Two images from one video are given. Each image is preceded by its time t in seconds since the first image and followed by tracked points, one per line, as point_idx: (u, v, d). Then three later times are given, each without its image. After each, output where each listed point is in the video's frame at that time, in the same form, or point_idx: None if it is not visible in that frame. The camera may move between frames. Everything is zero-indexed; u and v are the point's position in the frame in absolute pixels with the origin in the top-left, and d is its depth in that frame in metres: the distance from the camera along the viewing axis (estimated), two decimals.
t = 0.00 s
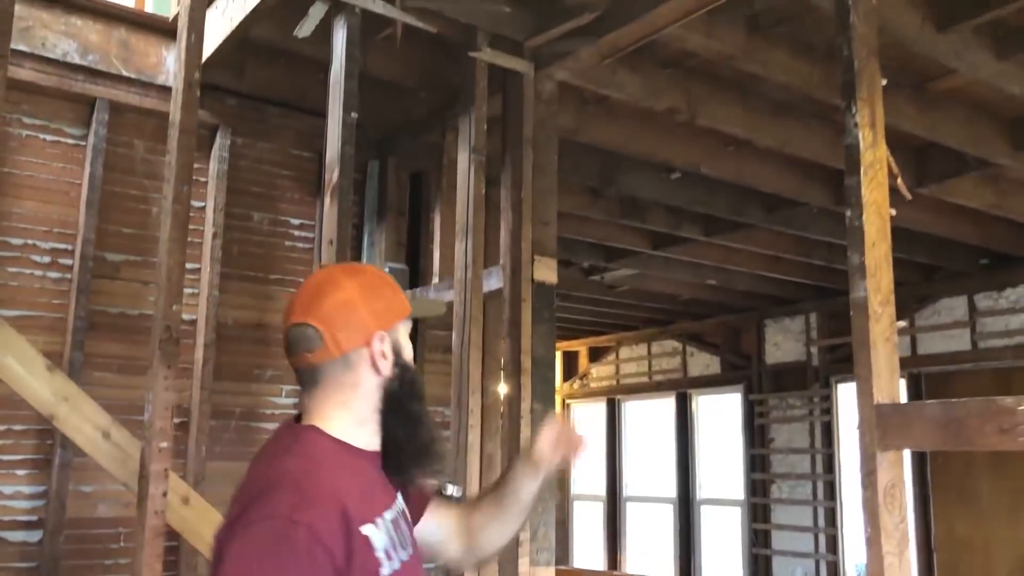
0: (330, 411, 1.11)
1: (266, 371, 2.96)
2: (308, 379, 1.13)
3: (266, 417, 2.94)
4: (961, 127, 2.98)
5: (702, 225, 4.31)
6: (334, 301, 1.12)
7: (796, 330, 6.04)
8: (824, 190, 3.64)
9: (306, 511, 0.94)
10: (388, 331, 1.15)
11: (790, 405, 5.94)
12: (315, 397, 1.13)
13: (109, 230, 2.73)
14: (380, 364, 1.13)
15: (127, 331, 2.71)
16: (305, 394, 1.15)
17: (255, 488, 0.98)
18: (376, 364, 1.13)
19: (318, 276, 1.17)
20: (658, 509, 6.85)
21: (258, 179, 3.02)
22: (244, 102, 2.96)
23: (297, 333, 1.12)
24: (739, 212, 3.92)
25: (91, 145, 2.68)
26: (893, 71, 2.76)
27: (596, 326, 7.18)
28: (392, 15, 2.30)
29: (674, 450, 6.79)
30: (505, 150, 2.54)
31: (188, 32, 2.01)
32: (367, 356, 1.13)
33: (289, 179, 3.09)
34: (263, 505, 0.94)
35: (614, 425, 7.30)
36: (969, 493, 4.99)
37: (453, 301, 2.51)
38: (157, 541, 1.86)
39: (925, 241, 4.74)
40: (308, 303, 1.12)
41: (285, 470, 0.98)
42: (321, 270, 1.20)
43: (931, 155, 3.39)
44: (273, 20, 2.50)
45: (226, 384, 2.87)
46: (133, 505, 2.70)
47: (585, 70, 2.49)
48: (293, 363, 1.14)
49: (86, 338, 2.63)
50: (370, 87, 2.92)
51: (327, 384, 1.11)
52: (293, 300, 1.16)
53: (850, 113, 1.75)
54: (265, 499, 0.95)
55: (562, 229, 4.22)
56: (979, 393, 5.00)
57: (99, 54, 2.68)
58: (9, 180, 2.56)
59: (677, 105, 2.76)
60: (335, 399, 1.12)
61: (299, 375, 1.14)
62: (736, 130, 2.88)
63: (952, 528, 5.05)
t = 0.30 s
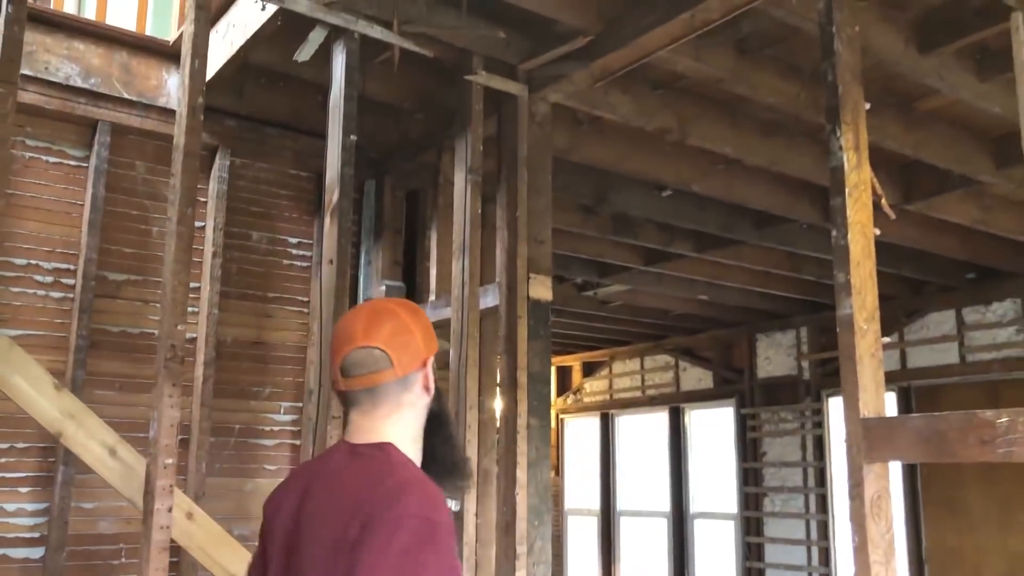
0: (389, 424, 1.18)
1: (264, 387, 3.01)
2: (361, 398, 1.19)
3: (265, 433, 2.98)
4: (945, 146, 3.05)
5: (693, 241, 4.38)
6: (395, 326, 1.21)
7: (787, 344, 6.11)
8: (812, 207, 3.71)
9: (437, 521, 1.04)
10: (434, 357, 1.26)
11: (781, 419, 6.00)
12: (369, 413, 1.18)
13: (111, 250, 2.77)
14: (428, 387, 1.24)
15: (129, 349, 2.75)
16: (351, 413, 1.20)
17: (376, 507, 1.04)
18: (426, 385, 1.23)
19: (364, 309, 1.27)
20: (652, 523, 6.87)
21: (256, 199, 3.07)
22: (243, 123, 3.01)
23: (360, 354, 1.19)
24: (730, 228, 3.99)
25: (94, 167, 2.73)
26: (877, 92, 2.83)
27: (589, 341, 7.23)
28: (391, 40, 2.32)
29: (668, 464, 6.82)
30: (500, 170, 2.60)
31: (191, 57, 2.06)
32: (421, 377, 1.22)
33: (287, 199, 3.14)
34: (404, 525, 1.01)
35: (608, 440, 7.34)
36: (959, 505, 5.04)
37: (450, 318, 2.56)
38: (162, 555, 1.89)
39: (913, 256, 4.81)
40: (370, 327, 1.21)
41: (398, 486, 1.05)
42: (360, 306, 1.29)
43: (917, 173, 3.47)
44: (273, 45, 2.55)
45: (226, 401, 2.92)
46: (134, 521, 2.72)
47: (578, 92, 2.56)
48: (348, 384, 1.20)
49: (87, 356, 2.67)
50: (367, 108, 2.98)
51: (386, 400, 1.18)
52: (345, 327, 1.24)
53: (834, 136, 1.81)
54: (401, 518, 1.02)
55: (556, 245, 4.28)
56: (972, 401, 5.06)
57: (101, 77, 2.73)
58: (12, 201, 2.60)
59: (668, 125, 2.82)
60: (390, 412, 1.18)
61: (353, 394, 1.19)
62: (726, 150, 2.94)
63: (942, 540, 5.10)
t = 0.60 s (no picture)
0: (420, 402, 1.27)
1: (265, 379, 3.08)
2: (392, 380, 1.27)
3: (265, 424, 3.05)
4: (928, 144, 3.14)
5: (682, 236, 4.47)
6: (424, 312, 1.31)
7: (774, 337, 6.22)
8: (799, 203, 3.80)
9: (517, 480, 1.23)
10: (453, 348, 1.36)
11: (769, 410, 6.11)
12: (401, 393, 1.27)
13: (114, 244, 2.83)
14: (449, 374, 1.33)
15: (132, 341, 2.82)
16: (383, 395, 1.28)
17: (457, 481, 1.18)
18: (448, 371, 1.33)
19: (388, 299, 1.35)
20: (641, 512, 6.99)
21: (256, 195, 3.14)
22: (243, 120, 3.06)
23: (393, 338, 1.27)
24: (718, 223, 4.08)
25: (97, 163, 2.79)
26: (862, 92, 2.91)
27: (580, 334, 7.32)
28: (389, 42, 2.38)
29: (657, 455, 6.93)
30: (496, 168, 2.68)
31: (197, 59, 2.13)
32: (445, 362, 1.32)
33: (285, 194, 3.21)
34: (489, 493, 1.17)
35: (597, 431, 7.44)
36: (941, 493, 5.16)
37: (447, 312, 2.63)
38: (172, 540, 1.97)
39: (898, 250, 4.92)
40: (402, 314, 1.30)
41: (475, 462, 1.20)
42: (381, 297, 1.37)
43: (900, 170, 3.56)
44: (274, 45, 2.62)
45: (227, 392, 2.99)
46: (138, 509, 2.79)
47: (571, 91, 2.63)
48: (381, 367, 1.27)
49: (93, 349, 2.73)
50: (365, 106, 3.05)
51: (417, 382, 1.27)
52: (374, 315, 1.31)
53: (818, 138, 1.89)
54: (483, 489, 1.18)
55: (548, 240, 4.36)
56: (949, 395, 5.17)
57: (104, 75, 2.78)
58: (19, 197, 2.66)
59: (659, 124, 2.90)
60: (420, 392, 1.28)
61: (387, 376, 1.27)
62: (715, 147, 3.03)
63: (925, 528, 5.23)
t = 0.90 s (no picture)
0: (453, 388, 1.46)
1: (266, 353, 3.15)
2: (427, 365, 1.45)
3: (266, 396, 3.13)
4: (914, 121, 3.20)
5: (673, 212, 4.55)
6: (448, 306, 1.50)
7: (763, 310, 6.33)
8: (787, 179, 3.88)
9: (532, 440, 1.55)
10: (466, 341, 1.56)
11: (757, 381, 6.23)
12: (437, 375, 1.45)
13: (117, 221, 2.89)
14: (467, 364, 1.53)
15: (137, 316, 2.89)
16: (419, 379, 1.45)
17: (522, 445, 1.44)
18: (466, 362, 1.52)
19: (406, 295, 1.53)
20: (633, 483, 7.13)
21: (255, 172, 3.20)
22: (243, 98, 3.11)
23: (437, 329, 1.46)
24: (708, 199, 4.15)
25: (100, 142, 2.83)
26: (850, 71, 2.98)
27: (572, 308, 7.42)
28: (386, 22, 2.45)
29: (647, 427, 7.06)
30: (491, 147, 2.74)
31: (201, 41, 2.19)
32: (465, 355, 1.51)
33: (284, 171, 3.26)
34: (540, 452, 1.47)
35: (589, 403, 7.56)
36: (925, 462, 5.30)
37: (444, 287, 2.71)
38: (183, 507, 2.05)
39: (885, 225, 5.00)
40: (430, 307, 1.48)
41: (526, 429, 1.48)
42: (397, 294, 1.54)
43: (888, 147, 3.63)
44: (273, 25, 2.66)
45: (229, 365, 3.06)
46: (145, 479, 2.87)
47: (565, 71, 2.69)
48: (419, 355, 1.45)
49: (98, 324, 2.80)
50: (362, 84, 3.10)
51: (453, 370, 1.47)
52: (402, 309, 1.49)
53: (804, 120, 1.96)
54: (537, 449, 1.46)
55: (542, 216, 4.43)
56: (933, 367, 5.26)
57: (105, 54, 2.82)
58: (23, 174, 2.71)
59: (651, 102, 2.96)
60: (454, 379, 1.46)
61: (423, 362, 1.45)
62: (706, 126, 3.09)
63: (908, 496, 5.37)
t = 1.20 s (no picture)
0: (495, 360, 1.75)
1: (269, 326, 3.21)
2: (486, 342, 1.71)
3: (270, 367, 3.19)
4: (909, 92, 3.22)
5: (671, 183, 4.57)
6: (497, 291, 1.77)
7: (761, 280, 6.39)
8: (785, 150, 3.90)
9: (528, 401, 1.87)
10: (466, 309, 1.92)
11: (755, 350, 6.30)
12: (491, 350, 1.72)
13: (121, 197, 2.93)
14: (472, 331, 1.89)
15: (142, 290, 2.94)
16: (479, 354, 1.69)
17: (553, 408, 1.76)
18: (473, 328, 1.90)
19: (462, 279, 1.75)
20: (632, 451, 7.22)
21: (256, 147, 3.23)
22: (243, 73, 3.13)
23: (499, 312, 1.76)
24: (705, 170, 4.18)
25: (102, 118, 2.87)
26: (845, 42, 2.99)
27: (572, 279, 7.47)
28: None
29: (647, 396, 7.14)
30: (489, 121, 2.77)
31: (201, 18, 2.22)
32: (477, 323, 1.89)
33: (284, 145, 3.30)
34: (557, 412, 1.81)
35: (589, 373, 7.64)
36: (919, 429, 5.38)
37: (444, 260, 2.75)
38: (191, 475, 2.11)
39: (882, 195, 5.03)
40: (489, 291, 1.74)
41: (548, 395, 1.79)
42: (451, 277, 1.75)
43: (884, 117, 3.65)
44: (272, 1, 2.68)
45: (233, 337, 3.12)
46: (152, 449, 2.94)
47: (562, 45, 2.71)
48: (484, 333, 1.71)
49: (104, 298, 2.85)
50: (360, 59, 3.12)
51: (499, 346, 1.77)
52: (466, 293, 1.72)
53: (796, 95, 2.00)
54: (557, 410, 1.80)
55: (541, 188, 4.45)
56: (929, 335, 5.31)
57: (106, 30, 2.83)
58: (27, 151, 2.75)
59: (649, 75, 2.98)
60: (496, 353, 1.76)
61: (485, 338, 1.71)
62: (702, 98, 3.11)
63: (903, 462, 5.45)
